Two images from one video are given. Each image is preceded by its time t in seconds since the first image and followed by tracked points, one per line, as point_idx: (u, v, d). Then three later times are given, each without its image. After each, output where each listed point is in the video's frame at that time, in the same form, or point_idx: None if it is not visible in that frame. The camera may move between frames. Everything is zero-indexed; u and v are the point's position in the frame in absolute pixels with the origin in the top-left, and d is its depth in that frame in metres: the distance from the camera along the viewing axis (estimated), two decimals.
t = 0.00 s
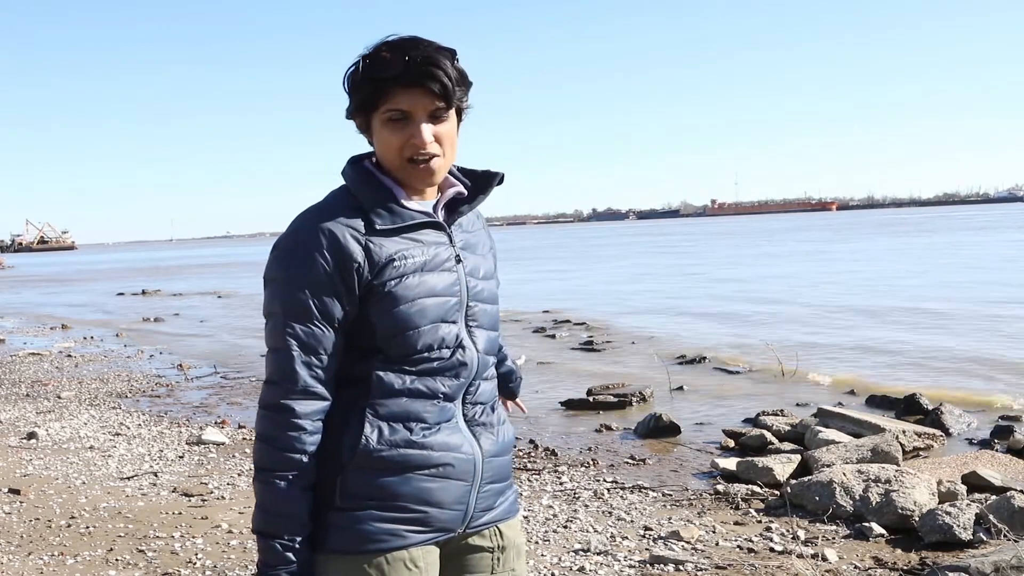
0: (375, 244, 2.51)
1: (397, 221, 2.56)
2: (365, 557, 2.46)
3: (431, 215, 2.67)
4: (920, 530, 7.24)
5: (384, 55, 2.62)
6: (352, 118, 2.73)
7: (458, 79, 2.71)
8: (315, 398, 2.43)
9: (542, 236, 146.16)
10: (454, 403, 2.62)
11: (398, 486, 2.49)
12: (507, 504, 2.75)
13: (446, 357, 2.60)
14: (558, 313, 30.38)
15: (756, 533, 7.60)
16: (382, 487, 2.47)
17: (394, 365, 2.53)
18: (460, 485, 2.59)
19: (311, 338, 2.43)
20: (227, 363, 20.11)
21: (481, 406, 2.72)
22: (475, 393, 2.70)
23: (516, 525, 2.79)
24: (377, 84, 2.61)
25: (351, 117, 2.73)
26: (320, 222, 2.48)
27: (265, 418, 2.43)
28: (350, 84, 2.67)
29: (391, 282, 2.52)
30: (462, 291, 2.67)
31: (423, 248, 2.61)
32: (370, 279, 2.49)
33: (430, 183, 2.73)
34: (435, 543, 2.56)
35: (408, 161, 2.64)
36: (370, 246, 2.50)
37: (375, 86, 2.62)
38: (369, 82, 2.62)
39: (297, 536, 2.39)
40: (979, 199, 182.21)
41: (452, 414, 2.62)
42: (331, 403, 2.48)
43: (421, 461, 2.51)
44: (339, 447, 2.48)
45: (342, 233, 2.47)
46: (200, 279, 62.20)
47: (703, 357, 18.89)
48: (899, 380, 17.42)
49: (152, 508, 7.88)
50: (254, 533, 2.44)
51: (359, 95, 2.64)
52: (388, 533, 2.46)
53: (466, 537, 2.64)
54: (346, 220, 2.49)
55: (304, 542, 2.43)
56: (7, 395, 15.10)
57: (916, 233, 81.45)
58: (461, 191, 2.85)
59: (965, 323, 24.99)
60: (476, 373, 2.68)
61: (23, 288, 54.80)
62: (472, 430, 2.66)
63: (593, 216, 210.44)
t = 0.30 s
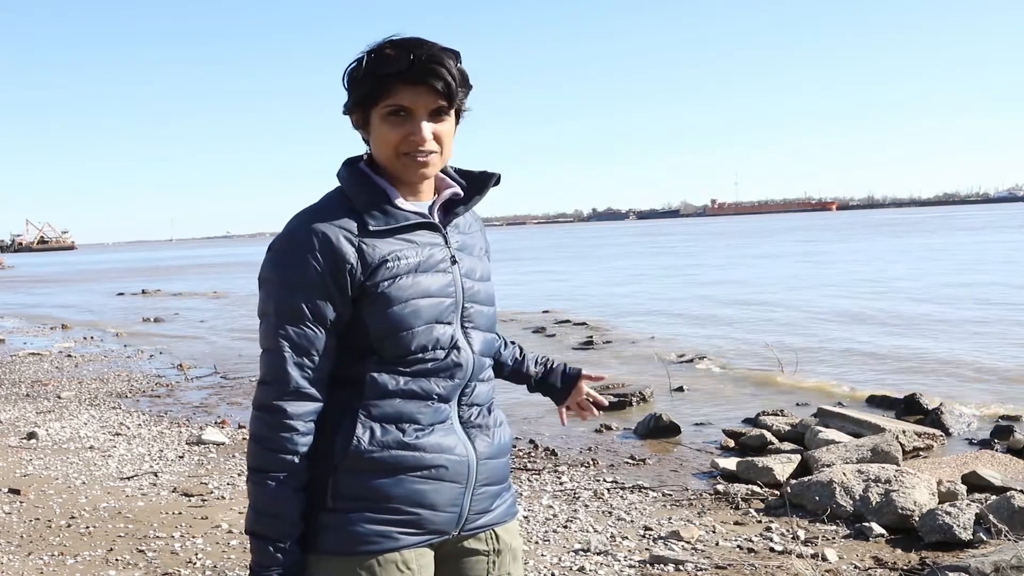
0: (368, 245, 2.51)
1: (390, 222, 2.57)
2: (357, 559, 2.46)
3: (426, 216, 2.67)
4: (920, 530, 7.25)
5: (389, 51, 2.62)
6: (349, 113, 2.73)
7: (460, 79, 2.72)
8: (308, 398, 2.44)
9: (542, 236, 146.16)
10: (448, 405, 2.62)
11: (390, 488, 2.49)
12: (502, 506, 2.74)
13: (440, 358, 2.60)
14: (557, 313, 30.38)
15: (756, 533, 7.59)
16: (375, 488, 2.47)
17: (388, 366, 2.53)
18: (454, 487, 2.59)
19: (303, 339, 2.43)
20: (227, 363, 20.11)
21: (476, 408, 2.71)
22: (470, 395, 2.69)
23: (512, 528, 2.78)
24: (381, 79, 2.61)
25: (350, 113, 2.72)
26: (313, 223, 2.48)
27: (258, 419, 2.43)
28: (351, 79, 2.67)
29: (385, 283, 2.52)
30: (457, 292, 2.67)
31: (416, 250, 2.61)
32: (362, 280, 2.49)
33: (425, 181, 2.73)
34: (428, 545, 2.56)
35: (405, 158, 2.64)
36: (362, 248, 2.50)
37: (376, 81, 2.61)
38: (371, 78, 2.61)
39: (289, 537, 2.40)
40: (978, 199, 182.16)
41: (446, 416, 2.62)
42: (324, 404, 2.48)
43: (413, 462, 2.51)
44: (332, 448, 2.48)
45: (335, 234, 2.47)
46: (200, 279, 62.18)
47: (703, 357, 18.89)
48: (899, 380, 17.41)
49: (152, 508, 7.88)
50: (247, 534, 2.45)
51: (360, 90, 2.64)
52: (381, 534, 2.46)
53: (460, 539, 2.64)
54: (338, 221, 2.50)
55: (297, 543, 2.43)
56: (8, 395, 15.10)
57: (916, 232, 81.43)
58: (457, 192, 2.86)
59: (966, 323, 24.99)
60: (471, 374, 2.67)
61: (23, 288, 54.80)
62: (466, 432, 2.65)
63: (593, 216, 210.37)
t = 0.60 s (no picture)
0: (352, 244, 2.52)
1: (375, 221, 2.58)
2: (350, 560, 2.47)
3: (413, 214, 2.66)
4: (920, 530, 7.25)
5: (423, 48, 2.64)
6: (362, 101, 2.70)
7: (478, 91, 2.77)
8: (296, 399, 2.47)
9: (542, 235, 146.17)
10: (439, 405, 2.59)
11: (381, 487, 2.49)
12: (499, 507, 2.72)
13: (430, 357, 2.57)
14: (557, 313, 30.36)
15: (756, 533, 7.59)
16: (365, 490, 2.48)
17: (378, 366, 2.53)
18: (447, 487, 2.57)
19: (291, 340, 2.46)
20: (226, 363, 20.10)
21: (473, 408, 2.69)
22: (465, 395, 2.67)
23: (511, 530, 2.76)
24: (413, 72, 2.61)
25: (361, 100, 2.70)
26: (301, 225, 2.51)
27: (249, 420, 2.48)
28: (375, 66, 2.65)
29: (372, 283, 2.52)
30: (445, 290, 2.64)
31: (404, 249, 2.60)
32: (349, 280, 2.50)
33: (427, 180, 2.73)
34: (423, 546, 2.55)
35: (419, 153, 2.65)
36: (348, 248, 2.51)
37: (407, 72, 2.61)
38: (406, 68, 2.61)
39: (282, 537, 2.43)
40: (978, 199, 182.21)
41: (440, 415, 2.59)
42: (312, 404, 2.51)
43: (404, 463, 2.51)
44: (322, 449, 2.49)
45: (321, 235, 2.49)
46: (199, 279, 62.15)
47: (703, 357, 18.88)
48: (899, 380, 17.41)
49: (152, 508, 7.87)
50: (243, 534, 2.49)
51: (385, 78, 2.63)
52: (372, 535, 2.47)
53: (457, 539, 2.62)
54: (323, 220, 2.52)
55: (290, 544, 2.46)
56: (7, 395, 15.09)
57: (916, 232, 81.45)
58: (445, 191, 2.82)
59: (966, 323, 25.01)
60: (463, 374, 2.64)
61: (22, 288, 54.76)
62: (459, 432, 2.63)
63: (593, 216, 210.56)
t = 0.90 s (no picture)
0: (339, 245, 2.53)
1: (364, 222, 2.57)
2: (334, 560, 2.47)
3: (406, 217, 2.66)
4: (920, 530, 7.25)
5: (414, 50, 2.63)
6: (355, 104, 2.71)
7: (472, 92, 2.76)
8: (284, 399, 2.50)
9: (542, 236, 146.14)
10: (428, 406, 2.57)
11: (366, 489, 2.48)
12: (496, 512, 2.69)
13: (419, 357, 2.56)
14: (557, 313, 30.38)
15: (756, 533, 7.59)
16: (348, 491, 2.47)
17: (365, 366, 2.53)
18: (435, 490, 2.54)
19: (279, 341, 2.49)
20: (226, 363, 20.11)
21: (467, 411, 2.66)
22: (458, 397, 2.64)
23: (509, 536, 2.72)
24: (404, 75, 2.61)
25: (354, 103, 2.70)
26: (290, 228, 2.54)
27: (241, 420, 2.53)
28: (367, 69, 2.64)
29: (359, 283, 2.52)
30: (437, 291, 2.63)
31: (393, 250, 2.59)
32: (335, 281, 2.50)
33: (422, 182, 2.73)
34: (411, 550, 2.53)
35: (411, 157, 2.65)
36: (334, 249, 2.52)
37: (397, 76, 2.61)
38: (398, 70, 2.60)
39: (268, 536, 2.46)
40: (979, 199, 182.19)
41: (429, 418, 2.57)
42: (300, 404, 2.53)
43: (389, 464, 2.49)
44: (309, 449, 2.51)
45: (308, 237, 2.51)
46: (198, 279, 62.11)
47: (703, 357, 18.87)
48: (899, 380, 17.40)
49: (153, 508, 7.88)
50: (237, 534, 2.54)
51: (376, 82, 2.63)
52: (356, 536, 2.46)
53: (448, 543, 2.60)
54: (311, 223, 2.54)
55: (278, 544, 2.48)
56: (8, 395, 15.10)
57: (916, 233, 81.44)
58: (440, 193, 2.83)
59: (966, 323, 25.00)
60: (455, 376, 2.62)
61: (23, 288, 54.74)
62: (449, 435, 2.60)
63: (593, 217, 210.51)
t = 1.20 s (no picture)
0: (334, 244, 2.53)
1: (360, 221, 2.56)
2: (320, 560, 2.48)
3: (403, 215, 2.62)
4: (920, 530, 7.25)
5: (394, 44, 2.67)
6: (349, 107, 2.75)
7: (460, 81, 2.75)
8: (280, 397, 2.54)
9: (542, 235, 146.13)
10: (422, 407, 2.54)
11: (354, 489, 2.47)
12: (491, 516, 2.63)
13: (414, 357, 2.53)
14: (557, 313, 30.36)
15: (756, 533, 7.59)
16: (336, 489, 2.47)
17: (359, 367, 2.52)
18: (424, 492, 2.51)
19: (277, 340, 2.52)
20: (226, 363, 20.09)
21: (465, 413, 2.62)
22: (455, 399, 2.60)
23: (506, 540, 2.66)
24: (384, 67, 2.65)
25: (348, 106, 2.75)
26: (288, 228, 2.57)
27: (242, 417, 2.59)
28: (352, 71, 2.71)
29: (353, 281, 2.51)
30: (434, 290, 2.59)
31: (390, 248, 2.57)
32: (329, 280, 2.51)
33: (415, 174, 2.71)
34: (401, 551, 2.51)
35: (399, 147, 2.64)
36: (329, 248, 2.52)
37: (379, 69, 2.65)
38: (378, 64, 2.66)
39: (259, 532, 2.51)
40: (978, 199, 182.24)
41: (422, 419, 2.54)
42: (296, 402, 2.55)
43: (378, 465, 2.48)
44: (303, 448, 2.53)
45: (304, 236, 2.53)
46: (198, 279, 62.02)
47: (703, 357, 18.87)
48: (899, 380, 17.40)
49: (152, 508, 7.87)
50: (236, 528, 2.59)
51: (361, 78, 2.68)
52: (342, 536, 2.46)
53: (440, 545, 2.56)
54: (308, 224, 2.56)
55: (270, 540, 2.53)
56: (7, 395, 15.08)
57: (916, 232, 81.45)
58: (441, 192, 2.79)
59: (966, 323, 25.01)
60: (451, 377, 2.58)
61: (22, 288, 54.64)
62: (444, 436, 2.56)
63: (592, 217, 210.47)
